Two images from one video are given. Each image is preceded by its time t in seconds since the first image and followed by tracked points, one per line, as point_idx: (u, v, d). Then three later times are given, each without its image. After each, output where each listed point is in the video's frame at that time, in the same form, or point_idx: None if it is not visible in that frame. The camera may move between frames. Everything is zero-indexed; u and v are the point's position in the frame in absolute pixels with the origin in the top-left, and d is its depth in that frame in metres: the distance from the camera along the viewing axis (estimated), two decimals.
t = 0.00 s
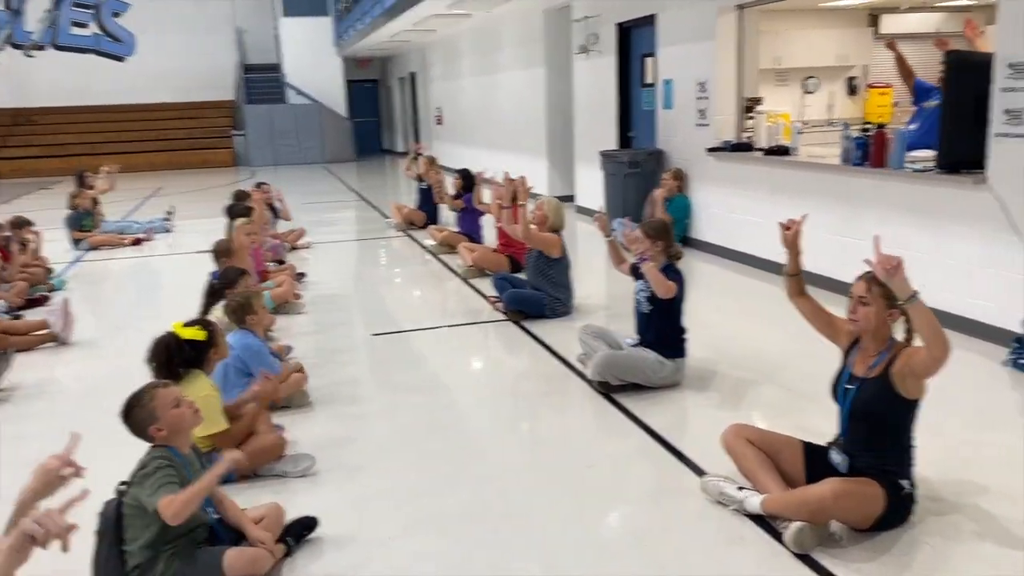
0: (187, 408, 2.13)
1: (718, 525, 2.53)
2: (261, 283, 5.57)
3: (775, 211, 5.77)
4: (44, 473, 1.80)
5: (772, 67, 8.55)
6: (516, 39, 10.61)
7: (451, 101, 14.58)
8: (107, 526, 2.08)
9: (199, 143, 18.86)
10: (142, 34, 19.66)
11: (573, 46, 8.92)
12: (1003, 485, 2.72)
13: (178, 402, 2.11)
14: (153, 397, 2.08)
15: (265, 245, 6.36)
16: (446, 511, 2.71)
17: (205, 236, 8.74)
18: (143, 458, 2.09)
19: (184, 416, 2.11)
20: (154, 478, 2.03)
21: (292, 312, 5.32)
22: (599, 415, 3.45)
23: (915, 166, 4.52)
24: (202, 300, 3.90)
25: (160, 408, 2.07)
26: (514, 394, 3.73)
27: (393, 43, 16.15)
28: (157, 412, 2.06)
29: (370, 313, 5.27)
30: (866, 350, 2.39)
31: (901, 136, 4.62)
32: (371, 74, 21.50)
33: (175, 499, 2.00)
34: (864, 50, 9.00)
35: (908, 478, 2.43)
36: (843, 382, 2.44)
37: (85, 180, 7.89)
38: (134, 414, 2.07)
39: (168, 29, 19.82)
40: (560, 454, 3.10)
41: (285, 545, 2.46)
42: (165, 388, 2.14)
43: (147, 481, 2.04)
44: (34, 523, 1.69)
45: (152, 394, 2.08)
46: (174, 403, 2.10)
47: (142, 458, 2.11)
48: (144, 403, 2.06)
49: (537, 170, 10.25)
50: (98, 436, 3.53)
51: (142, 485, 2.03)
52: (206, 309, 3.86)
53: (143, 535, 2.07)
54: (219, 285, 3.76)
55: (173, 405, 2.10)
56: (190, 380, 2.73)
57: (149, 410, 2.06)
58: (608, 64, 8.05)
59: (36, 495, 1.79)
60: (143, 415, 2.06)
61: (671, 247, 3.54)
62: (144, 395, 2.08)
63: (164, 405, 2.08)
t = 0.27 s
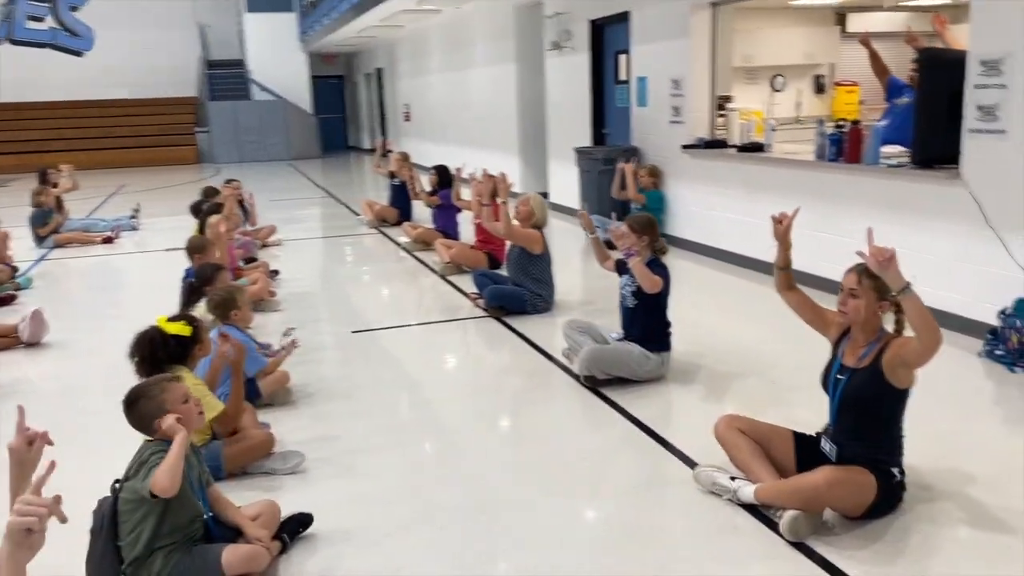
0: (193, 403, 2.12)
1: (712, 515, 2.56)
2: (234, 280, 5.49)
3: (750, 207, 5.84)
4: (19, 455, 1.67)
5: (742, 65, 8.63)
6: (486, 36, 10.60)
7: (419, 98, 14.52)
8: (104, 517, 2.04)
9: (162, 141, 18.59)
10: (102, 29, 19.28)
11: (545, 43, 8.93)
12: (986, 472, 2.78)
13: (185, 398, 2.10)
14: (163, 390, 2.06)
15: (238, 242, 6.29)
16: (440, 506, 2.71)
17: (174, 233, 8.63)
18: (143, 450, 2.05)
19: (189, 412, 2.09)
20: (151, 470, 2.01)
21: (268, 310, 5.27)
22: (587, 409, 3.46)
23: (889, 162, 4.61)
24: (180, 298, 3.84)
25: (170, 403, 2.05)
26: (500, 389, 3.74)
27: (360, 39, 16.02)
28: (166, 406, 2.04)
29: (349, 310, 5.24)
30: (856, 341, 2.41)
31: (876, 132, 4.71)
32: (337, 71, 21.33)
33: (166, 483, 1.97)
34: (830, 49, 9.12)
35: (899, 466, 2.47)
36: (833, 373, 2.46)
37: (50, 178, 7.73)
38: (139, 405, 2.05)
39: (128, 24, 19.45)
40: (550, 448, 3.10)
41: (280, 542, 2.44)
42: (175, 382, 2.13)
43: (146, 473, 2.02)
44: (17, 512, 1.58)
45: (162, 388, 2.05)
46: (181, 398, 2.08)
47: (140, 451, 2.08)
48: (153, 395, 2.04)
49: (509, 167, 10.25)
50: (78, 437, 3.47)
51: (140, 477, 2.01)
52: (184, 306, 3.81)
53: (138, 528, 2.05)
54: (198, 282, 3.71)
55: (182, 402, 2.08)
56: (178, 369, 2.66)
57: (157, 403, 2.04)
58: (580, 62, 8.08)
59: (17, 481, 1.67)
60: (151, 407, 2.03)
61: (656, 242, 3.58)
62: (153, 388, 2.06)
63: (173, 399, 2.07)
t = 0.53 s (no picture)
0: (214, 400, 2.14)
1: (719, 508, 2.60)
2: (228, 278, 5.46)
3: (743, 204, 5.89)
4: (43, 445, 1.68)
5: (731, 63, 8.68)
6: (476, 33, 10.61)
7: (407, 96, 14.52)
8: (121, 506, 2.05)
9: (147, 139, 18.48)
10: (85, 25, 19.12)
11: (535, 40, 8.94)
12: (985, 464, 2.83)
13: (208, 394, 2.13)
14: (191, 383, 2.11)
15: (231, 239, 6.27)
16: (448, 501, 2.73)
17: (164, 230, 8.60)
18: (162, 440, 2.07)
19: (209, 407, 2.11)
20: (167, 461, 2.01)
21: (263, 307, 5.26)
22: (588, 404, 3.50)
23: (882, 160, 4.67)
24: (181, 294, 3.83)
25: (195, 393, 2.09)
26: (501, 384, 3.77)
27: (346, 36, 15.97)
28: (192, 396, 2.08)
29: (345, 307, 5.24)
30: (860, 335, 2.45)
31: (869, 130, 4.76)
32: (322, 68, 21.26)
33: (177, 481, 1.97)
34: (817, 48, 9.20)
35: (902, 457, 2.52)
36: (838, 366, 2.50)
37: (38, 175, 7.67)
38: (162, 396, 2.07)
39: (111, 21, 19.30)
40: (555, 443, 3.13)
41: (292, 536, 2.45)
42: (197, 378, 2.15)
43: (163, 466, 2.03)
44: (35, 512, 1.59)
45: (191, 378, 2.10)
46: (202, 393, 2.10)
47: (155, 443, 2.09)
48: (181, 384, 2.09)
49: (498, 165, 10.27)
50: (80, 434, 3.46)
51: (157, 470, 2.02)
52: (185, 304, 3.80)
53: (153, 522, 2.05)
54: (200, 279, 3.70)
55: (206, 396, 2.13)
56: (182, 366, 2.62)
57: (183, 391, 2.08)
58: (571, 59, 8.11)
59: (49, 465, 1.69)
60: (177, 394, 2.08)
61: (656, 239, 3.60)
62: (180, 378, 2.11)
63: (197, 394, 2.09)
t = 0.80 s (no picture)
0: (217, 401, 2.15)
1: (716, 507, 2.63)
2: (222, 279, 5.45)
3: (734, 207, 5.94)
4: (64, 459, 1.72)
5: (719, 67, 8.74)
6: (466, 36, 10.63)
7: (396, 98, 14.52)
8: (126, 509, 2.05)
9: (134, 140, 18.41)
10: (71, 26, 19.02)
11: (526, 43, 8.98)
12: (977, 463, 2.88)
13: (212, 395, 2.13)
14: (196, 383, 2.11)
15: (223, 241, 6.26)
16: (448, 501, 2.75)
17: (154, 232, 8.58)
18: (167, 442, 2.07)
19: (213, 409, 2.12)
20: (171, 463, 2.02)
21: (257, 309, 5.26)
22: (584, 405, 3.52)
23: (872, 163, 4.72)
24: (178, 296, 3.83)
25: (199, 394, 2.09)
26: (497, 385, 3.79)
27: (336, 38, 15.96)
28: (196, 397, 2.08)
29: (339, 309, 5.25)
30: (857, 336, 2.49)
31: (859, 133, 4.82)
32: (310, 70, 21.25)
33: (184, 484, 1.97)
34: (806, 52, 9.27)
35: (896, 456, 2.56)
36: (835, 367, 2.53)
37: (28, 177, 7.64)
38: (168, 395, 2.06)
39: (98, 21, 19.21)
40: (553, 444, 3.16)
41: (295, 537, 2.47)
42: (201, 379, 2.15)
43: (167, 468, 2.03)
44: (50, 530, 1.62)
45: (195, 378, 2.10)
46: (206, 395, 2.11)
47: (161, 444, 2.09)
48: (185, 383, 2.08)
49: (488, 167, 10.31)
50: (76, 436, 3.46)
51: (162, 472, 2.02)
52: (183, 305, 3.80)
53: (159, 524, 2.06)
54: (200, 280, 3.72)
55: (210, 397, 2.12)
56: (178, 368, 2.58)
57: (187, 392, 2.07)
58: (562, 62, 8.15)
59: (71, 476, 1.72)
60: (182, 395, 2.07)
61: (649, 241, 3.63)
62: (185, 378, 2.10)
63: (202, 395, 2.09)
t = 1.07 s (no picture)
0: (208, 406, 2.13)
1: (708, 510, 2.65)
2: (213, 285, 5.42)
3: (724, 212, 5.97)
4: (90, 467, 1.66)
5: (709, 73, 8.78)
6: (457, 41, 10.65)
7: (387, 103, 14.52)
8: (117, 513, 2.06)
9: (122, 144, 18.32)
10: (60, 29, 18.95)
11: (517, 48, 8.99)
12: (966, 468, 2.90)
13: (202, 402, 2.11)
14: (186, 390, 2.08)
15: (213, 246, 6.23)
16: (439, 506, 2.75)
17: (143, 236, 8.55)
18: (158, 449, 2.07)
19: (203, 416, 2.10)
20: (163, 473, 2.01)
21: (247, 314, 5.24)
22: (576, 410, 3.53)
23: (861, 169, 4.76)
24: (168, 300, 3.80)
25: (190, 403, 2.06)
26: (488, 390, 3.80)
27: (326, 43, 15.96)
28: (186, 405, 2.06)
29: (329, 314, 5.25)
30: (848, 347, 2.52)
31: (848, 139, 4.85)
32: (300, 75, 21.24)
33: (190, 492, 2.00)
34: (794, 59, 9.32)
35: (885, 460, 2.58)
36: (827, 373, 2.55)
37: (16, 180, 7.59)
38: (157, 403, 2.04)
39: (87, 25, 19.14)
40: (545, 448, 3.16)
41: (286, 541, 2.47)
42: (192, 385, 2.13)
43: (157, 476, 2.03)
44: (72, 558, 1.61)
45: (185, 386, 2.07)
46: (196, 402, 2.08)
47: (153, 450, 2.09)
48: (176, 391, 2.06)
49: (478, 172, 10.32)
50: (66, 440, 3.45)
51: (153, 481, 2.02)
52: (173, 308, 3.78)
53: (148, 531, 2.06)
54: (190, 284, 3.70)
55: (200, 404, 2.10)
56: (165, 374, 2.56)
57: (178, 400, 2.05)
58: (553, 68, 8.17)
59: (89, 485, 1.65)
60: (171, 403, 2.05)
61: (641, 246, 3.64)
62: (176, 385, 2.08)
63: (191, 402, 2.07)
